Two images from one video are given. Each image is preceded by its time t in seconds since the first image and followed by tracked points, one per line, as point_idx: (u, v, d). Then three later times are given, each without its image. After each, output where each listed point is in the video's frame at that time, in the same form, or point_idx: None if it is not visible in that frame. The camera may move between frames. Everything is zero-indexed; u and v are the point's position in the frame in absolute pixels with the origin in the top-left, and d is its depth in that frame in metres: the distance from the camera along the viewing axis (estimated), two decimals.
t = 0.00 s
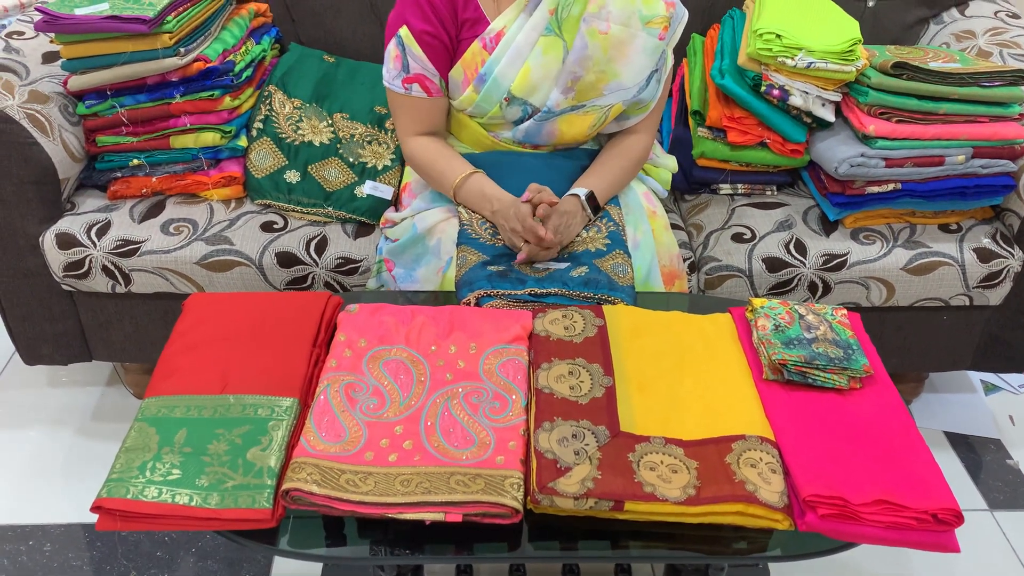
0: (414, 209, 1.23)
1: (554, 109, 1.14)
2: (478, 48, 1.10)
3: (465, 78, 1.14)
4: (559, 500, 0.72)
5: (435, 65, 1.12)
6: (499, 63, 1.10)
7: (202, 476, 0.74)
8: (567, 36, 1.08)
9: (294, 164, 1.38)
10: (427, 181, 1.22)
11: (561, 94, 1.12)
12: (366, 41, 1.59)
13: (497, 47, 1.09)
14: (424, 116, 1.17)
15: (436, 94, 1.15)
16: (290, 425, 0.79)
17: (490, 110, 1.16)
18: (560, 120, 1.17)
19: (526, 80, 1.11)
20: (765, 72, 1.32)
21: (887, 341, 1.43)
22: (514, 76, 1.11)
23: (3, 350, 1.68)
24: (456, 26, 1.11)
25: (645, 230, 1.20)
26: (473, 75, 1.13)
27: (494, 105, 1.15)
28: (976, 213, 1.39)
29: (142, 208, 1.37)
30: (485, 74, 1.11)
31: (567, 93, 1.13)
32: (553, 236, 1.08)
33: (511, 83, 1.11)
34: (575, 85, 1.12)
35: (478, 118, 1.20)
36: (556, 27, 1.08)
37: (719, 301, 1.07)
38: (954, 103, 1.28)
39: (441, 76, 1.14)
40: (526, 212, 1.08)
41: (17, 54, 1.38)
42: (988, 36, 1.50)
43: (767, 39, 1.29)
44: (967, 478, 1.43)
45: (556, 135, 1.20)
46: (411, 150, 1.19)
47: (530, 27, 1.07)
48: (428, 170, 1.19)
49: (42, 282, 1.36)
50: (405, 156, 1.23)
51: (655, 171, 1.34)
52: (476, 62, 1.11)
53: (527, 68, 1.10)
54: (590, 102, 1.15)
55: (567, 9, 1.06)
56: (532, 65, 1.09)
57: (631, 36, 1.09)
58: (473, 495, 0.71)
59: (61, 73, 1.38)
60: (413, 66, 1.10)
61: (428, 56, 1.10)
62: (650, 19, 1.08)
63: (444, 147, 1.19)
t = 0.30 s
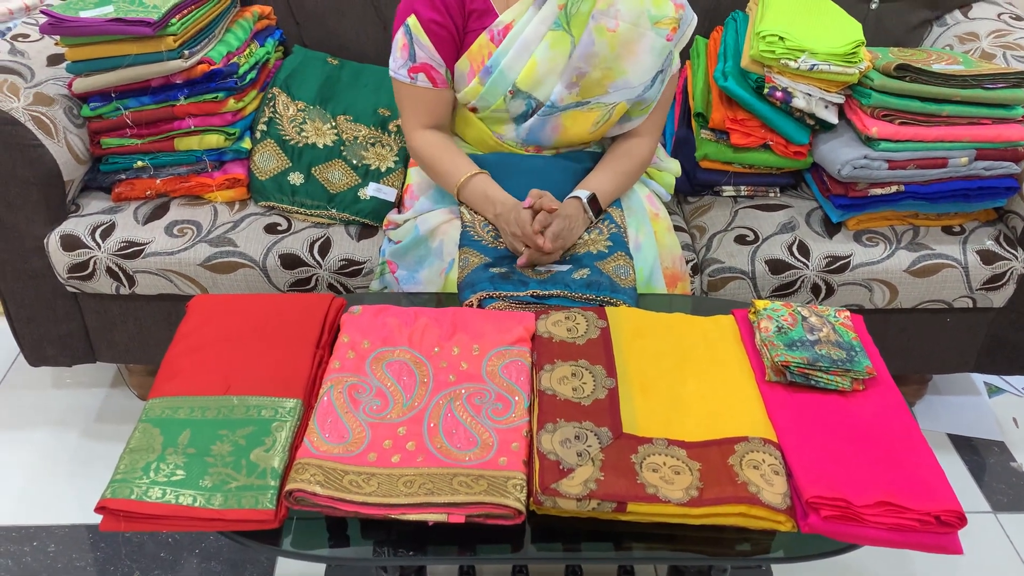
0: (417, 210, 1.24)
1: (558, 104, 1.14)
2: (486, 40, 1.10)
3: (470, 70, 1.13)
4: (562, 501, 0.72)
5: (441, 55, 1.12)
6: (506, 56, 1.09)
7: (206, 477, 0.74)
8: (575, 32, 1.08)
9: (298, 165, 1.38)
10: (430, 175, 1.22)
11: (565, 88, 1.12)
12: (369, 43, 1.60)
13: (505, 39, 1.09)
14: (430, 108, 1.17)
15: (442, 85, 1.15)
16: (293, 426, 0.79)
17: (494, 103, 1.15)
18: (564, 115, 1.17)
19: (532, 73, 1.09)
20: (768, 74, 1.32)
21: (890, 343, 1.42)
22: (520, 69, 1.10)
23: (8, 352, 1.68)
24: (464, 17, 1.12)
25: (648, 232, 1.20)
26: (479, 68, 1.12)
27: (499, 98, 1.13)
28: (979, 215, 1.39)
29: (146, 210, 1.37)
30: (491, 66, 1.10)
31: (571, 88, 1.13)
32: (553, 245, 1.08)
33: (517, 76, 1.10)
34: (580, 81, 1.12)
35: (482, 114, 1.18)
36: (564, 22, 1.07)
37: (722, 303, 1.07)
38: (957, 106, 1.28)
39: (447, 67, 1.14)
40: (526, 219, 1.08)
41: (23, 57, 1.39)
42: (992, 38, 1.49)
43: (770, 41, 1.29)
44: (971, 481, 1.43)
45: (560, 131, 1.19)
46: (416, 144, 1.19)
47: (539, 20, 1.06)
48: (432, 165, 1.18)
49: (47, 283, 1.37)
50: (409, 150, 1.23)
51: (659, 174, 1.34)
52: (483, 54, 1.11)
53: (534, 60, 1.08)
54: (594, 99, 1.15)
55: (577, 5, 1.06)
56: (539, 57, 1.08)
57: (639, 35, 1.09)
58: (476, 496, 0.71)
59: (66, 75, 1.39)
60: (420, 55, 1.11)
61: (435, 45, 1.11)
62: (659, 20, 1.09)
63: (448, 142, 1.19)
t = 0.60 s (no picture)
0: (422, 210, 1.24)
1: (574, 93, 1.14)
2: (508, 32, 1.11)
3: (490, 61, 1.14)
4: (564, 501, 0.72)
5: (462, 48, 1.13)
6: (527, 48, 1.10)
7: (208, 477, 0.74)
8: (595, 23, 1.08)
9: (301, 166, 1.39)
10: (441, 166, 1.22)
11: (582, 77, 1.12)
12: (372, 44, 1.60)
13: (527, 31, 1.10)
14: (449, 100, 1.17)
15: (462, 78, 1.16)
16: (296, 426, 0.79)
17: (512, 95, 1.16)
18: (579, 105, 1.17)
19: (552, 64, 1.11)
20: (770, 75, 1.33)
21: (892, 344, 1.42)
22: (541, 60, 1.11)
23: (11, 352, 1.69)
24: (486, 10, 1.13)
25: (653, 234, 1.20)
26: (499, 59, 1.14)
27: (518, 89, 1.14)
28: (981, 216, 1.39)
29: (149, 211, 1.38)
30: (513, 56, 1.12)
31: (588, 78, 1.13)
32: (551, 246, 1.08)
33: (537, 67, 1.12)
34: (597, 71, 1.12)
35: (499, 107, 1.19)
36: (585, 14, 1.08)
37: (725, 303, 1.08)
38: (959, 106, 1.28)
39: (467, 59, 1.15)
40: (529, 214, 1.08)
41: (27, 58, 1.39)
42: (994, 38, 1.49)
43: (772, 43, 1.29)
44: (974, 482, 1.43)
45: (574, 122, 1.19)
46: (430, 134, 1.19)
47: (561, 13, 1.08)
48: (445, 156, 1.19)
49: (51, 284, 1.37)
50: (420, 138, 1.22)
51: (667, 178, 1.34)
52: (504, 45, 1.12)
53: (554, 52, 1.10)
54: (610, 90, 1.15)
55: None
56: (559, 49, 1.10)
57: (657, 28, 1.10)
58: (478, 495, 0.71)
59: (70, 76, 1.39)
60: (442, 46, 1.11)
61: (457, 36, 1.12)
62: (677, 14, 1.10)
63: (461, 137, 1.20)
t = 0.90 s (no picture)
0: (424, 208, 1.23)
1: (578, 83, 1.14)
2: (513, 24, 1.12)
3: (495, 53, 1.14)
4: (565, 500, 0.72)
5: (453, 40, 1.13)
6: (532, 40, 1.11)
7: (210, 476, 0.74)
8: (602, 17, 1.09)
9: (302, 166, 1.39)
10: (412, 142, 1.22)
11: (588, 69, 1.13)
12: (373, 44, 1.60)
13: (532, 23, 1.10)
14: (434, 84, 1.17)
15: (447, 66, 1.15)
16: (298, 425, 0.79)
17: (517, 86, 1.16)
18: (583, 96, 1.17)
19: (557, 55, 1.11)
20: (771, 75, 1.33)
21: (893, 344, 1.42)
22: (547, 52, 1.12)
23: (13, 352, 1.69)
24: (484, 7, 1.13)
25: (656, 234, 1.20)
26: (504, 51, 1.14)
27: (523, 80, 1.15)
28: (982, 216, 1.39)
29: (151, 211, 1.38)
30: (518, 48, 1.12)
31: (593, 70, 1.13)
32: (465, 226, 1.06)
33: (542, 59, 1.12)
34: (602, 64, 1.13)
35: (503, 98, 1.19)
36: (592, 7, 1.08)
37: (726, 303, 1.08)
38: (960, 107, 1.28)
39: (455, 51, 1.14)
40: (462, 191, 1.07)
41: (29, 58, 1.40)
42: (995, 39, 1.49)
43: (773, 43, 1.30)
44: (974, 481, 1.43)
45: (577, 114, 1.19)
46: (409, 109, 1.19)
47: (566, 6, 1.08)
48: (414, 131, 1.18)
49: (54, 284, 1.38)
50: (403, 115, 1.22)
51: (668, 174, 1.33)
52: (509, 37, 1.12)
53: (560, 43, 1.10)
54: (614, 84, 1.16)
55: None
56: (565, 41, 1.10)
57: (661, 25, 1.11)
58: (479, 494, 0.72)
59: (72, 77, 1.40)
60: (430, 33, 1.12)
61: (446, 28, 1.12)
62: (679, 13, 1.11)
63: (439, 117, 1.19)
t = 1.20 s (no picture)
0: (424, 208, 1.24)
1: (572, 77, 1.15)
2: (504, 21, 1.13)
3: (487, 50, 1.15)
4: (565, 499, 0.72)
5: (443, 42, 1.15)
6: (524, 35, 1.12)
7: (212, 474, 0.74)
8: (592, 10, 1.10)
9: (303, 166, 1.39)
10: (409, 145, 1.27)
11: (580, 62, 1.14)
12: (374, 44, 1.60)
13: (524, 18, 1.12)
14: (426, 88, 1.20)
15: (437, 69, 1.18)
16: (299, 424, 0.79)
17: (512, 82, 1.17)
18: (577, 90, 1.18)
19: (549, 50, 1.12)
20: (772, 75, 1.33)
21: (894, 344, 1.43)
22: (539, 46, 1.13)
23: (14, 351, 1.69)
24: (472, 10, 1.16)
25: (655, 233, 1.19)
26: (497, 48, 1.15)
27: (517, 76, 1.16)
28: (982, 216, 1.39)
29: (153, 210, 1.38)
30: (510, 43, 1.13)
31: (586, 63, 1.14)
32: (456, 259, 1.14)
33: (535, 53, 1.13)
34: (595, 57, 1.14)
35: (499, 96, 1.20)
36: None
37: (727, 302, 1.08)
38: (960, 106, 1.28)
39: (445, 54, 1.17)
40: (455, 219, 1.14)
41: (31, 57, 1.40)
42: (996, 39, 1.49)
43: (773, 43, 1.30)
44: (974, 482, 1.43)
45: (572, 109, 1.20)
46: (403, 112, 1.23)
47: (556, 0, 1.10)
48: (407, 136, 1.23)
49: (55, 283, 1.38)
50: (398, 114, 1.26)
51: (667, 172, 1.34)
52: (501, 34, 1.14)
53: (552, 37, 1.12)
54: (607, 77, 1.17)
55: None
56: (557, 35, 1.12)
57: (651, 16, 1.12)
58: (480, 493, 0.72)
59: (74, 75, 1.40)
60: (419, 36, 1.15)
61: (435, 31, 1.14)
62: (669, 3, 1.12)
63: (432, 123, 1.23)
